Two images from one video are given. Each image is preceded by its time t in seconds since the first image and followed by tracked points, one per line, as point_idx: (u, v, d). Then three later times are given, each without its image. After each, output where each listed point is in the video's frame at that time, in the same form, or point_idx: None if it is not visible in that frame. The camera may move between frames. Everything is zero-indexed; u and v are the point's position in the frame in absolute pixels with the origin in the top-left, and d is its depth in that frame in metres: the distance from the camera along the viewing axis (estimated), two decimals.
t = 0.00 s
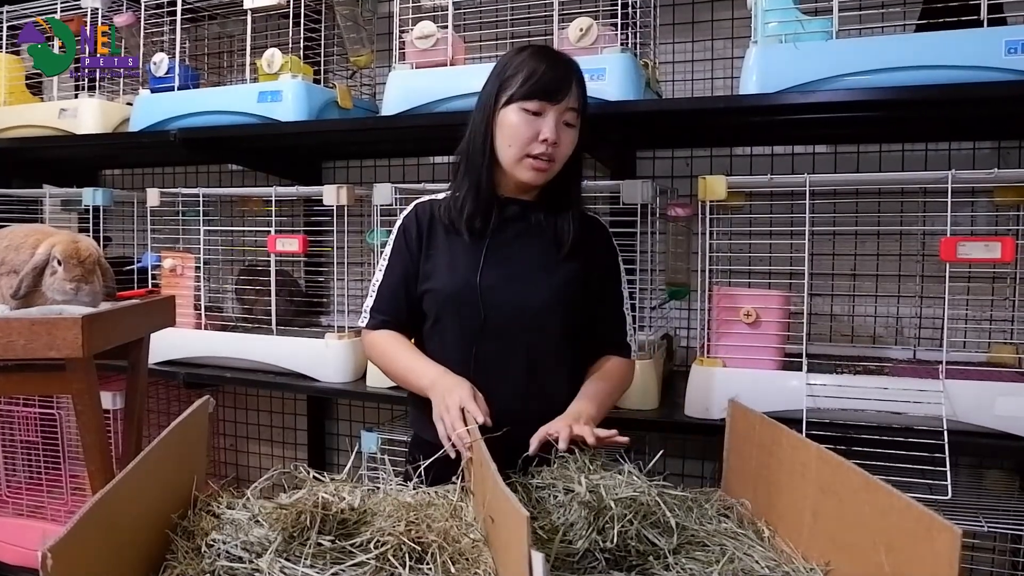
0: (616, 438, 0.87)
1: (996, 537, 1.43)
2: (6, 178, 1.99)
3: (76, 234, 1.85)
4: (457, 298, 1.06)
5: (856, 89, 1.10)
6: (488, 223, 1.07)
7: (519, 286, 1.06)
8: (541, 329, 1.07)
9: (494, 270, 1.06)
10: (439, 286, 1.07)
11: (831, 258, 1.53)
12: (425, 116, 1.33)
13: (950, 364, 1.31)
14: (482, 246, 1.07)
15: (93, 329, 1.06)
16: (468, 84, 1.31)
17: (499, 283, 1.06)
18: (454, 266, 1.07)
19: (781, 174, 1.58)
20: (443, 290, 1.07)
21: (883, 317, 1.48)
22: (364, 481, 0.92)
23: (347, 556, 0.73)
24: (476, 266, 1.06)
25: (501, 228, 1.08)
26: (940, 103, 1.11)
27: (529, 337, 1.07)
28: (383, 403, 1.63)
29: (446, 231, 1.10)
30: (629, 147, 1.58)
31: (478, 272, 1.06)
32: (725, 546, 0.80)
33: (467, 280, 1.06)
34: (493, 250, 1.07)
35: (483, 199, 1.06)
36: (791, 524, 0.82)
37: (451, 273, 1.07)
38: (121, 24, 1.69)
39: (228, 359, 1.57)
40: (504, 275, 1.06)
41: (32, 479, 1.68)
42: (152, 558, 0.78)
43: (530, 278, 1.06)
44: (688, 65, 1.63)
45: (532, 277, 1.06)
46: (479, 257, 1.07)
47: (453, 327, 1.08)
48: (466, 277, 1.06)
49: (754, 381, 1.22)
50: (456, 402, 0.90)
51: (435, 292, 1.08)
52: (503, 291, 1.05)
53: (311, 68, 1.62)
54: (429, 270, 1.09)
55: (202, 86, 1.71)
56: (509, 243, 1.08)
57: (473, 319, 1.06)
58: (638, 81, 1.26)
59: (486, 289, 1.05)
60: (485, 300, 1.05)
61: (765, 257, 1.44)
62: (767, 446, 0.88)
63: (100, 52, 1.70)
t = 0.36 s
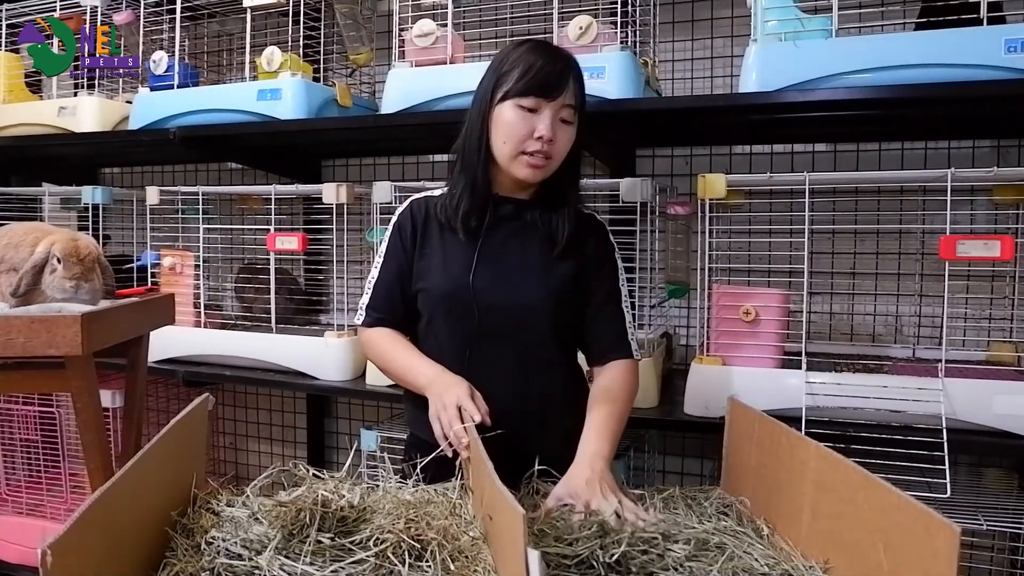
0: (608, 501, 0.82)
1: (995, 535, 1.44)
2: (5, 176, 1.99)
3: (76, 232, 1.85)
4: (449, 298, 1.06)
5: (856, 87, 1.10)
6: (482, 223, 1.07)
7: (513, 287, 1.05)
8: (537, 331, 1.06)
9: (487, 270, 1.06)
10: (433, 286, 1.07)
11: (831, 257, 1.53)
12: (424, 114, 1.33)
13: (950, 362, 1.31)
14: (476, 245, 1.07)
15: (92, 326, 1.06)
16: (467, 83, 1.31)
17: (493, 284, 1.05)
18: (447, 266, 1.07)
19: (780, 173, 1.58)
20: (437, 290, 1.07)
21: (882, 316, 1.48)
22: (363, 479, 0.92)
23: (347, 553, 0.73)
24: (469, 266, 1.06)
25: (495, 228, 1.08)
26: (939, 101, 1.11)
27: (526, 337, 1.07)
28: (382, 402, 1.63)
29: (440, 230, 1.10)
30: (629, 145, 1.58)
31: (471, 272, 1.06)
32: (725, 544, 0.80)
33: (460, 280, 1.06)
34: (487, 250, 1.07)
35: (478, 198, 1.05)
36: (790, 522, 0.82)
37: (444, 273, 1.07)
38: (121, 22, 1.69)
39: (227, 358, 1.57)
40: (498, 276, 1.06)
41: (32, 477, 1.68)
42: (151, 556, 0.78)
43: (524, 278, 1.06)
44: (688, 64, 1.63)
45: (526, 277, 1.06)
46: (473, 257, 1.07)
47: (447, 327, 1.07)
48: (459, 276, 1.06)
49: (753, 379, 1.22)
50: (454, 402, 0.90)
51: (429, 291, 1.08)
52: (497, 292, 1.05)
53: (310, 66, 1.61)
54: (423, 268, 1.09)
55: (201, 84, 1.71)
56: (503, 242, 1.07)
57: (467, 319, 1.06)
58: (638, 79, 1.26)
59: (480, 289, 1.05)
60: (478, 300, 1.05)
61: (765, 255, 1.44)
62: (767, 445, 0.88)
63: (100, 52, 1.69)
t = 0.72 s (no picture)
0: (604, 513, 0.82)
1: (995, 534, 1.44)
2: (5, 176, 1.99)
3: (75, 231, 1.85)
4: (445, 300, 1.06)
5: (856, 86, 1.10)
6: (480, 224, 1.07)
7: (510, 288, 1.05)
8: (535, 333, 1.06)
9: (484, 271, 1.06)
10: (431, 286, 1.07)
11: (830, 256, 1.53)
12: (424, 114, 1.33)
13: (949, 362, 1.31)
14: (473, 246, 1.07)
15: (92, 325, 1.06)
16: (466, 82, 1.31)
17: (490, 286, 1.05)
18: (445, 267, 1.07)
19: (780, 172, 1.58)
20: (434, 290, 1.07)
21: (882, 315, 1.48)
22: (363, 479, 0.92)
23: (346, 553, 0.73)
24: (466, 267, 1.06)
25: (494, 229, 1.08)
26: (939, 100, 1.11)
27: (524, 339, 1.06)
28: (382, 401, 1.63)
29: (439, 229, 1.10)
30: (629, 144, 1.58)
31: (468, 274, 1.06)
32: (725, 544, 0.80)
33: (456, 281, 1.06)
34: (484, 252, 1.07)
35: (477, 199, 1.05)
36: (790, 522, 0.82)
37: (441, 274, 1.07)
38: (121, 21, 1.68)
39: (226, 357, 1.57)
40: (495, 278, 1.06)
41: (32, 476, 1.68)
42: (152, 555, 0.78)
43: (521, 280, 1.05)
44: (688, 63, 1.63)
45: (523, 280, 1.05)
46: (470, 258, 1.06)
47: (445, 328, 1.08)
48: (455, 278, 1.06)
49: (753, 378, 1.22)
50: (450, 403, 0.90)
51: (426, 292, 1.08)
52: (494, 294, 1.05)
53: (310, 66, 1.62)
54: (421, 268, 1.09)
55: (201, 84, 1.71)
56: (500, 243, 1.07)
57: (464, 320, 1.06)
58: (638, 78, 1.26)
59: (476, 291, 1.05)
60: (473, 301, 1.05)
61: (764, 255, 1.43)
62: (767, 445, 0.88)
63: (100, 51, 1.69)
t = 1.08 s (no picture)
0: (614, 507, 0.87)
1: (996, 533, 1.44)
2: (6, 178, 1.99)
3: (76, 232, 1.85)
4: (444, 303, 1.06)
5: (857, 86, 1.10)
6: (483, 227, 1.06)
7: (510, 292, 1.05)
8: (535, 337, 1.06)
9: (485, 275, 1.05)
10: (431, 289, 1.07)
11: (831, 256, 1.53)
12: (424, 115, 1.33)
13: (950, 361, 1.31)
14: (475, 249, 1.06)
15: (94, 326, 1.06)
16: (466, 83, 1.31)
17: (489, 290, 1.05)
18: (446, 270, 1.07)
19: (780, 172, 1.59)
20: (434, 293, 1.07)
21: (882, 315, 1.49)
22: (365, 479, 0.92)
23: (348, 554, 0.73)
24: (467, 271, 1.06)
25: (496, 231, 1.07)
26: (939, 100, 1.11)
27: (524, 343, 1.06)
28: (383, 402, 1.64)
29: (441, 230, 1.10)
30: (629, 145, 1.58)
31: (467, 277, 1.05)
32: (726, 544, 0.80)
33: (455, 285, 1.05)
34: (485, 255, 1.06)
35: (479, 201, 1.04)
36: (792, 521, 0.83)
37: (441, 276, 1.07)
38: (121, 23, 1.68)
39: (227, 357, 1.58)
40: (495, 281, 1.05)
41: (33, 478, 1.68)
42: (155, 555, 0.78)
43: (521, 285, 1.05)
44: (687, 63, 1.63)
45: (523, 284, 1.05)
46: (471, 261, 1.06)
47: (444, 330, 1.08)
48: (456, 281, 1.06)
49: (754, 378, 1.22)
50: (450, 404, 0.90)
51: (426, 293, 1.08)
52: (493, 298, 1.05)
53: (311, 67, 1.62)
54: (422, 270, 1.09)
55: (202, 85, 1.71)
56: (501, 246, 1.06)
57: (464, 324, 1.06)
58: (638, 78, 1.26)
59: (476, 295, 1.05)
60: (473, 304, 1.05)
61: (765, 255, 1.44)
62: (769, 444, 0.88)
63: (100, 51, 1.69)
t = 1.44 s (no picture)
0: (642, 510, 0.83)
1: (995, 533, 1.44)
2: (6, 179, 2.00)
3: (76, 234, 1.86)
4: (442, 308, 1.06)
5: (856, 87, 1.10)
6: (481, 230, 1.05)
7: (506, 296, 1.04)
8: (533, 340, 1.06)
9: (482, 277, 1.05)
10: (428, 294, 1.07)
11: (830, 256, 1.53)
12: (423, 116, 1.34)
13: (948, 361, 1.31)
14: (471, 251, 1.06)
15: (95, 328, 1.07)
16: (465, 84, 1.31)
17: (485, 294, 1.04)
18: (443, 275, 1.07)
19: (779, 172, 1.59)
20: (431, 299, 1.07)
21: (881, 315, 1.49)
22: (365, 480, 0.92)
23: (348, 554, 0.74)
24: (463, 275, 1.05)
25: (494, 233, 1.06)
26: (938, 101, 1.12)
27: (523, 345, 1.06)
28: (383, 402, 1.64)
29: (436, 234, 1.10)
30: (628, 145, 1.58)
31: (463, 281, 1.05)
32: (726, 543, 0.80)
33: (451, 290, 1.05)
34: (482, 257, 1.06)
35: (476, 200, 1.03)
36: (791, 521, 0.83)
37: (436, 280, 1.07)
38: (120, 24, 1.70)
39: (226, 358, 1.58)
40: (490, 284, 1.05)
41: (34, 479, 1.68)
42: (156, 555, 0.78)
43: (518, 288, 1.04)
44: (687, 64, 1.63)
45: (520, 287, 1.04)
46: (468, 264, 1.06)
47: (443, 334, 1.08)
48: (454, 286, 1.05)
49: (754, 379, 1.22)
50: (452, 404, 0.91)
51: (423, 298, 1.08)
52: (492, 301, 1.04)
53: (311, 68, 1.62)
54: (418, 275, 1.09)
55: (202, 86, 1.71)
56: (496, 249, 1.06)
57: (463, 328, 1.06)
58: (636, 79, 1.26)
59: (474, 298, 1.05)
60: (471, 308, 1.05)
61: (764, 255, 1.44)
62: (768, 445, 0.88)
63: (100, 51, 1.70)
